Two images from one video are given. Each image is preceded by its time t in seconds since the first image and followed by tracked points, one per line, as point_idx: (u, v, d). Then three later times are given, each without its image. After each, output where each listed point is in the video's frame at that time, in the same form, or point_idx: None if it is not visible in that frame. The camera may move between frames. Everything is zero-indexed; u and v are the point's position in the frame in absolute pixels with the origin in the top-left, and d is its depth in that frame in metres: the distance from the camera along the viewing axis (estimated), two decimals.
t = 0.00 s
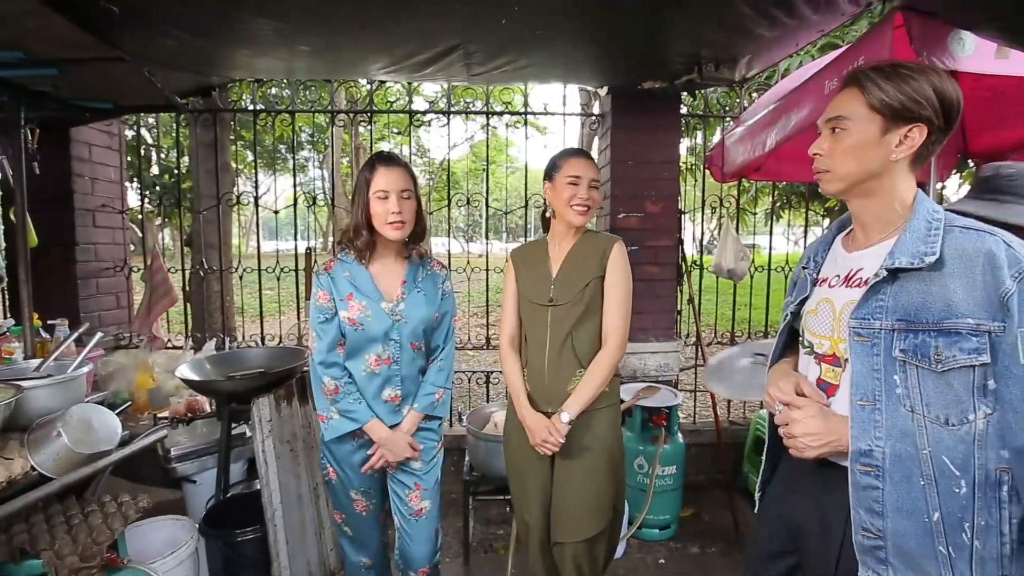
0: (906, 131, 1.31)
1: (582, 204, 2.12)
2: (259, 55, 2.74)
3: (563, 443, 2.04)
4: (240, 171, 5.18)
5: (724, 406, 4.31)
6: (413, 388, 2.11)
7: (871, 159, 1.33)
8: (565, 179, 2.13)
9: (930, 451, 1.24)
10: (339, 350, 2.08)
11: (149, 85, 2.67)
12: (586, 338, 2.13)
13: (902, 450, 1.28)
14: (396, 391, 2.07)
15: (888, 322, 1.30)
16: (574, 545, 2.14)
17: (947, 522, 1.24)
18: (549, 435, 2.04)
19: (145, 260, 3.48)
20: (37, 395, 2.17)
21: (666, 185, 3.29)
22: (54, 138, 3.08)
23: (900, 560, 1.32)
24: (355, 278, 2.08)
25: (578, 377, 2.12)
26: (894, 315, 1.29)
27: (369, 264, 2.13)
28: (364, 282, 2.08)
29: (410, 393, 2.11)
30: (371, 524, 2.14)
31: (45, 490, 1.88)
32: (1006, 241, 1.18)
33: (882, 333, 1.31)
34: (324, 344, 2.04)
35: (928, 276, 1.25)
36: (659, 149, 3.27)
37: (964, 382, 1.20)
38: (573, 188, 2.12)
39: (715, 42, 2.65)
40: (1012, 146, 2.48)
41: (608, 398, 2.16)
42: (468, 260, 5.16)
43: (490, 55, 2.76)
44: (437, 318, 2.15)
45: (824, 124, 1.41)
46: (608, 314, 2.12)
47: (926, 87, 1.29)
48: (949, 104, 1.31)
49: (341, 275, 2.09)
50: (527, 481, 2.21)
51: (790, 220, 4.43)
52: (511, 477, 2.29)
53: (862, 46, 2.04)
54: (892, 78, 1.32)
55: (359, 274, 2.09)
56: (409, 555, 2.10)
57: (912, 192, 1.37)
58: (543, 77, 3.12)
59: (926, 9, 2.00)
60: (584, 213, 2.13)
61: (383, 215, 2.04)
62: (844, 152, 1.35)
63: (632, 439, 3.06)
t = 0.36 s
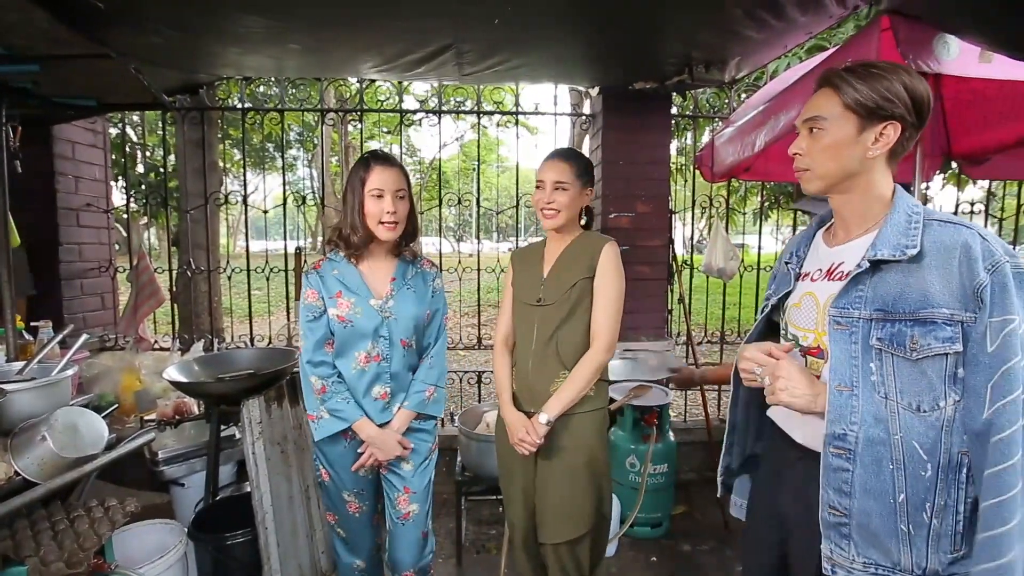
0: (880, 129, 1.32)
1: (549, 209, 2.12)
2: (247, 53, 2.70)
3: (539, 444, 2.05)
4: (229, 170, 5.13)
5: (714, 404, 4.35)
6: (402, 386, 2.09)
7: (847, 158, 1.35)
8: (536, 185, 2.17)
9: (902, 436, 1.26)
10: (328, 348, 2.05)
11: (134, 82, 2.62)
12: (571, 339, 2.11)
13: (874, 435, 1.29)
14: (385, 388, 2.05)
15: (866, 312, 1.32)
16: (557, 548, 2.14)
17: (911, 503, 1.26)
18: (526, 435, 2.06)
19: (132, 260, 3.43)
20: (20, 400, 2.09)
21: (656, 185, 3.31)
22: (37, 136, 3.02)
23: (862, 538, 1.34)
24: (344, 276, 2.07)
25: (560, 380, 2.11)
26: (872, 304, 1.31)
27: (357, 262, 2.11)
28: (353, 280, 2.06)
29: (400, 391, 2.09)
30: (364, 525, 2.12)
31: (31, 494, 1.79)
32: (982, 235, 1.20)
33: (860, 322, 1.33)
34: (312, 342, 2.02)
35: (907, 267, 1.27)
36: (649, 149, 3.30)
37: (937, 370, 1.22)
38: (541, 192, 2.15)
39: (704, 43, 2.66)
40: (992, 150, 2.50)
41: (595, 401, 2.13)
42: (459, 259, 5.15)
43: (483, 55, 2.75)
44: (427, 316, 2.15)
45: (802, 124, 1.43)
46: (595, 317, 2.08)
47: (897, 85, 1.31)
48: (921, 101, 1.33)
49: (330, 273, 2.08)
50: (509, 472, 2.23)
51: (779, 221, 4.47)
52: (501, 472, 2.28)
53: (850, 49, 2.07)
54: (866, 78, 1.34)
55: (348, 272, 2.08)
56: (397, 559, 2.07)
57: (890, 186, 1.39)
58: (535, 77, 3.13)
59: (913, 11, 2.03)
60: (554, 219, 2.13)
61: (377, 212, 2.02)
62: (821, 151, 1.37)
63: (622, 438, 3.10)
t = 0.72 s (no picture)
0: (872, 138, 1.34)
1: (539, 211, 2.16)
2: (241, 52, 2.68)
3: (520, 441, 2.09)
4: (222, 169, 5.11)
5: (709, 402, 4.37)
6: (411, 383, 2.09)
7: (841, 166, 1.36)
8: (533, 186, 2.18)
9: (893, 443, 1.28)
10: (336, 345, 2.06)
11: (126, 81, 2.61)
12: (560, 340, 2.11)
13: (866, 442, 1.31)
14: (394, 386, 2.05)
15: (858, 320, 1.34)
16: (545, 546, 2.16)
17: (903, 509, 1.29)
18: (507, 430, 2.11)
19: (124, 259, 3.42)
20: (12, 400, 2.03)
21: (651, 185, 3.33)
22: (27, 135, 3.00)
23: (857, 543, 1.36)
24: (349, 273, 2.07)
25: (545, 380, 2.12)
26: (865, 312, 1.33)
27: (362, 259, 2.11)
28: (357, 277, 2.06)
29: (409, 388, 2.09)
30: (372, 526, 2.10)
31: (23, 496, 1.77)
32: (972, 245, 1.21)
33: (852, 330, 1.35)
34: (319, 340, 2.02)
35: (898, 276, 1.29)
36: (643, 149, 3.32)
37: (927, 379, 1.24)
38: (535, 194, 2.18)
39: (698, 45, 2.68)
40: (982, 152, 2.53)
41: (584, 404, 2.12)
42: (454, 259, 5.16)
43: (477, 55, 2.75)
44: (434, 311, 2.15)
45: (795, 131, 1.44)
46: (589, 321, 2.06)
47: (889, 93, 1.33)
48: (912, 108, 1.34)
49: (335, 271, 2.07)
50: (501, 472, 2.26)
51: (772, 220, 4.50)
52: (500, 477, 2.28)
53: (841, 52, 2.06)
54: (859, 86, 1.35)
55: (352, 269, 2.08)
56: (408, 550, 2.12)
57: (882, 193, 1.40)
58: (530, 78, 3.13)
59: (905, 14, 2.05)
60: (544, 220, 2.16)
61: (380, 206, 2.02)
62: (814, 159, 1.39)
63: (618, 437, 3.11)
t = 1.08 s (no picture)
0: (846, 136, 1.35)
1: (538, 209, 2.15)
2: (233, 51, 2.67)
3: (519, 441, 2.11)
4: (216, 168, 5.09)
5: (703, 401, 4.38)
6: (418, 383, 2.09)
7: (817, 162, 1.37)
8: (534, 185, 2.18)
9: (865, 432, 1.29)
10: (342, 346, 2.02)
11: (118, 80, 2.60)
12: (559, 339, 2.11)
13: (839, 432, 1.32)
14: (401, 386, 2.04)
15: (832, 313, 1.34)
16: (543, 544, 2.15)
17: (873, 495, 1.30)
18: (506, 430, 2.12)
19: (117, 259, 3.41)
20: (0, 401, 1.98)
21: (645, 185, 3.34)
22: (17, 134, 2.98)
23: (828, 531, 1.35)
24: (354, 272, 2.03)
25: (544, 379, 2.12)
26: (839, 305, 1.33)
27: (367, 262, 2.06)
28: (363, 277, 2.03)
29: (416, 388, 2.09)
30: (377, 535, 2.07)
31: (11, 497, 1.75)
32: (940, 241, 1.24)
33: (826, 322, 1.34)
34: (326, 340, 1.98)
35: (871, 270, 1.30)
36: (637, 149, 3.33)
37: (898, 370, 1.26)
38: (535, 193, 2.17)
39: (690, 44, 2.69)
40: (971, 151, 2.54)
41: (583, 404, 2.11)
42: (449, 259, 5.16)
43: (470, 54, 2.75)
44: (439, 310, 2.14)
45: (773, 126, 1.44)
46: (586, 320, 2.06)
47: (865, 92, 1.33)
48: (887, 107, 1.35)
49: (340, 270, 2.03)
50: (500, 468, 2.26)
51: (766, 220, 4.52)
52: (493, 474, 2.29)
53: (832, 50, 2.12)
54: (836, 83, 1.35)
55: (357, 269, 2.04)
56: (410, 552, 2.12)
57: (853, 190, 1.41)
58: (524, 77, 3.13)
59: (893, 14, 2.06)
60: (541, 218, 2.15)
61: (386, 212, 1.99)
62: (790, 155, 1.39)
63: (611, 437, 3.10)
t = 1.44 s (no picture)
0: (808, 137, 1.36)
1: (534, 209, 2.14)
2: (225, 49, 2.65)
3: (531, 445, 2.07)
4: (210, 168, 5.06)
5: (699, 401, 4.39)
6: (424, 388, 2.05)
7: (781, 162, 1.38)
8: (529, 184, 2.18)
9: (836, 423, 1.32)
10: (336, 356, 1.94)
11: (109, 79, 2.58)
12: (564, 340, 2.11)
13: (811, 423, 1.34)
14: (407, 394, 2.01)
15: (800, 310, 1.36)
16: (550, 547, 2.15)
17: (845, 481, 1.33)
18: (517, 435, 2.08)
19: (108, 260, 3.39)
20: None
21: (639, 184, 3.34)
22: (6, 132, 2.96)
23: (807, 514, 1.37)
24: (348, 284, 1.91)
25: (551, 380, 2.11)
26: (806, 302, 1.36)
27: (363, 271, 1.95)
28: (358, 288, 1.92)
29: (423, 393, 2.05)
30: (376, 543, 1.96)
31: None
32: (898, 238, 1.27)
33: (795, 319, 1.37)
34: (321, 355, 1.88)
35: (835, 269, 1.32)
36: (632, 148, 3.33)
37: (863, 363, 1.29)
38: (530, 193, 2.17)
39: (683, 44, 2.69)
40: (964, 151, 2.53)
41: (589, 402, 2.14)
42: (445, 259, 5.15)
43: (463, 52, 2.74)
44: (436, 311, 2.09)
45: (740, 126, 1.44)
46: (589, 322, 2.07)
47: (826, 95, 1.35)
48: (846, 110, 1.37)
49: (333, 282, 1.90)
50: (495, 470, 2.24)
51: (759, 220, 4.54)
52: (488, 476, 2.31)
53: (829, 49, 2.09)
54: (799, 85, 1.36)
55: (351, 280, 1.92)
56: (408, 552, 2.07)
57: (814, 190, 1.43)
58: (518, 76, 3.13)
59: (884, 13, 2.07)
60: (536, 217, 2.15)
61: (391, 211, 1.93)
62: (756, 155, 1.39)
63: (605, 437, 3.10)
